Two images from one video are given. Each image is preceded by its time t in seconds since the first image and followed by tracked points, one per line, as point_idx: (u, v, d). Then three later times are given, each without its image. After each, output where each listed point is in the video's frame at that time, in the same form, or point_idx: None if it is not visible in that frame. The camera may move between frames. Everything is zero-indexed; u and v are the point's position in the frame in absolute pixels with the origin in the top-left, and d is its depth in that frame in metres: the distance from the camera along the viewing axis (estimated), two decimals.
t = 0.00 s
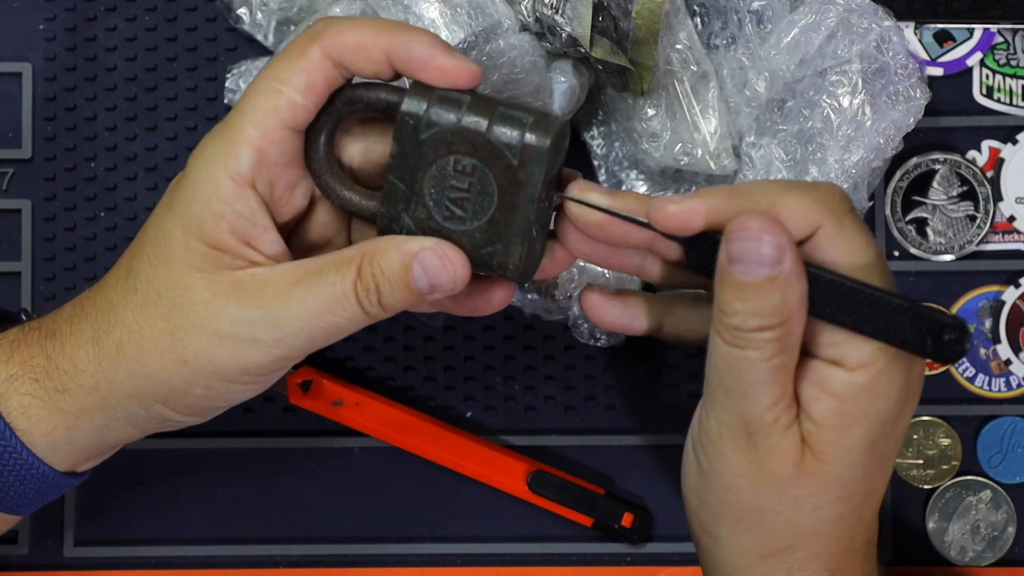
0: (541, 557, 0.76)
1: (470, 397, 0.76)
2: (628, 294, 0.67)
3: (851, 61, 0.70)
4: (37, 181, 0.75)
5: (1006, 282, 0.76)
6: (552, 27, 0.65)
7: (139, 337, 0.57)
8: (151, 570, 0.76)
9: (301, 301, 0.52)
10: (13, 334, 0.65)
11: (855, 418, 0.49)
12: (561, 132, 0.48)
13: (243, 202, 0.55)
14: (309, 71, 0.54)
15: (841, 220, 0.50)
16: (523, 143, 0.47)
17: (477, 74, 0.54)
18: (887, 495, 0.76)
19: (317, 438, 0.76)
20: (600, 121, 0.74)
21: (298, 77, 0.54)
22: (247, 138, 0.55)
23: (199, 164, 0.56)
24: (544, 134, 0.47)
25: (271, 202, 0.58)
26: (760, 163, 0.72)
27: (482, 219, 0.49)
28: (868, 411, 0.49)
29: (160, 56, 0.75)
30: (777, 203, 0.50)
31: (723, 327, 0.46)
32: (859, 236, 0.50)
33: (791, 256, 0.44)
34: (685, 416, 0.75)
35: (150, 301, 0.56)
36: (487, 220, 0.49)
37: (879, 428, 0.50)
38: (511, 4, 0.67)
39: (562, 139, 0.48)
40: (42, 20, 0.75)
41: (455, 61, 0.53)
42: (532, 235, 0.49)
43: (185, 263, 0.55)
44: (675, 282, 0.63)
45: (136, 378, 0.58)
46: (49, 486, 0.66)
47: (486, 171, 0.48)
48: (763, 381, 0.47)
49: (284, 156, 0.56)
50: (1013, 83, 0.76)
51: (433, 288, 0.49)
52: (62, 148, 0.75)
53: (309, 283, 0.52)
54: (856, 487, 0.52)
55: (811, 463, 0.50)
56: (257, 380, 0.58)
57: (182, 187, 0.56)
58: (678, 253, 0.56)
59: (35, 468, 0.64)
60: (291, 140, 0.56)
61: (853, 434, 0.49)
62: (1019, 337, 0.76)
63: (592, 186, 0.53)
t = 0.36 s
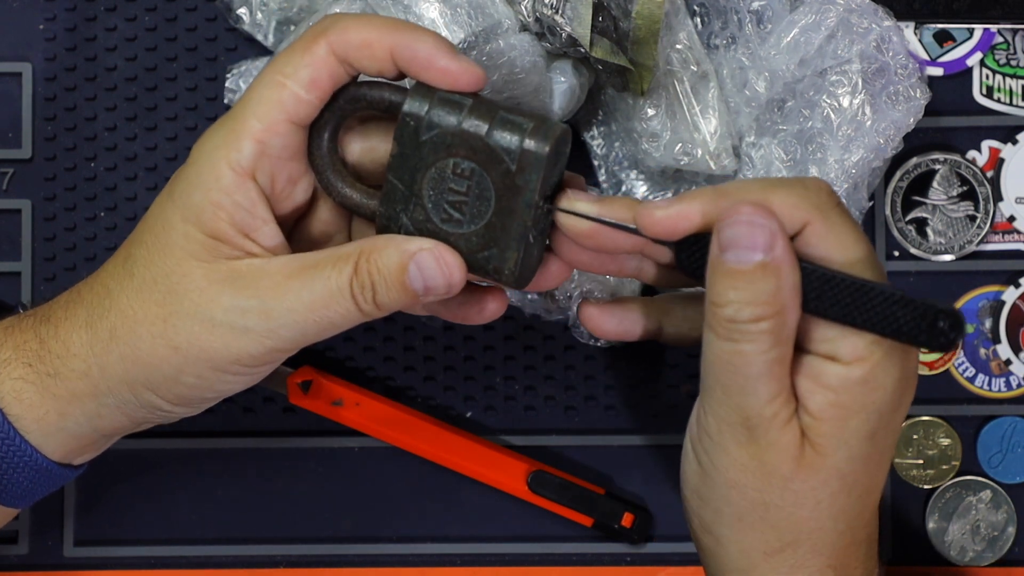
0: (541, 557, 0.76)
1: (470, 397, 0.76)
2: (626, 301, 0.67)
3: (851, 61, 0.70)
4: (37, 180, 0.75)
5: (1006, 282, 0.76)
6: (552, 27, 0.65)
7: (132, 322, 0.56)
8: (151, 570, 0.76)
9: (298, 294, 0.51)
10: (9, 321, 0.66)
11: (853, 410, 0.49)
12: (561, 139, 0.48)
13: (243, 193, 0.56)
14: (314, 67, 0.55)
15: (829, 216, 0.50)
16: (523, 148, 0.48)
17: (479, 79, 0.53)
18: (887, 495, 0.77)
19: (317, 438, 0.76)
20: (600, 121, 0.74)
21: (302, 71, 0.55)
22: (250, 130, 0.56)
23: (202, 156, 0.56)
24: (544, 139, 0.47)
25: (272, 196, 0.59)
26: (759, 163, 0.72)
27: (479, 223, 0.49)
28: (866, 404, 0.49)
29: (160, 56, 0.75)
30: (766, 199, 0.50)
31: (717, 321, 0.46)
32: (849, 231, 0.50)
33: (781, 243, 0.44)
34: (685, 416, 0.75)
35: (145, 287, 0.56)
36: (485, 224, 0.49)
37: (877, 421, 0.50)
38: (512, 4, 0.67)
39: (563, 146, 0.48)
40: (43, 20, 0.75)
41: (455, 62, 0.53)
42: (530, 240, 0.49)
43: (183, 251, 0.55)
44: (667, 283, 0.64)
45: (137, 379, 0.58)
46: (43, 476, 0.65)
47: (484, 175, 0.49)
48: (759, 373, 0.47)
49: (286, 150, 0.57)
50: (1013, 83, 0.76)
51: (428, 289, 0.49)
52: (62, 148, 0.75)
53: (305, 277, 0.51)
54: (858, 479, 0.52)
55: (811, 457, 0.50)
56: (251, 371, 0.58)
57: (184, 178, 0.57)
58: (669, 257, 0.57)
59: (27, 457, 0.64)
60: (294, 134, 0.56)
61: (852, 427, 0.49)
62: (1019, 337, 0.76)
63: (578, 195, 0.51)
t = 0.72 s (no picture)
0: (541, 557, 0.76)
1: (470, 397, 0.76)
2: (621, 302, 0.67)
3: (851, 61, 0.70)
4: (37, 181, 0.75)
5: (1006, 283, 0.76)
6: (552, 27, 0.65)
7: (132, 319, 0.56)
8: (151, 570, 0.76)
9: (299, 292, 0.51)
10: (8, 319, 0.66)
11: (840, 422, 0.49)
12: (561, 138, 0.48)
13: (248, 193, 0.56)
14: (317, 67, 0.55)
15: (816, 231, 0.49)
16: (523, 148, 0.47)
17: (482, 79, 0.53)
18: (887, 494, 0.77)
19: (317, 438, 0.76)
20: (600, 121, 0.74)
21: (305, 71, 0.55)
22: (253, 132, 0.55)
23: (206, 155, 0.56)
24: (543, 138, 0.47)
25: (276, 196, 0.59)
26: (759, 163, 0.72)
27: (479, 222, 0.49)
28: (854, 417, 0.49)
29: (160, 56, 0.75)
30: (753, 212, 0.49)
31: (702, 332, 0.46)
32: (838, 245, 0.49)
33: (764, 259, 0.44)
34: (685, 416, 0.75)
35: (146, 285, 0.56)
36: (486, 223, 0.49)
37: (864, 434, 0.50)
38: (512, 4, 0.67)
39: (563, 145, 0.48)
40: (42, 20, 0.75)
41: (457, 62, 0.53)
42: (530, 238, 0.49)
43: (186, 249, 0.55)
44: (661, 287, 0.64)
45: (139, 380, 0.58)
46: (43, 475, 0.65)
47: (485, 175, 0.48)
48: (745, 386, 0.47)
49: (290, 150, 0.57)
50: (1013, 83, 0.76)
51: (429, 289, 0.50)
52: (62, 148, 0.75)
53: (307, 275, 0.51)
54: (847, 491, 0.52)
55: (799, 467, 0.50)
56: (253, 369, 0.58)
57: (188, 177, 0.57)
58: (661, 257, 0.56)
59: (26, 454, 0.64)
60: (297, 135, 0.56)
61: (841, 439, 0.50)
62: (1019, 337, 0.76)
63: (579, 192, 0.51)
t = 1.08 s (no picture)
0: (541, 557, 0.76)
1: (470, 397, 0.76)
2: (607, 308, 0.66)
3: (851, 61, 0.70)
4: (37, 180, 0.75)
5: (1006, 282, 0.76)
6: (552, 27, 0.65)
7: (123, 309, 0.56)
8: (151, 570, 0.76)
9: (288, 289, 0.51)
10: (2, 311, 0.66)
11: (828, 448, 0.49)
12: (551, 141, 0.48)
13: (242, 187, 0.56)
14: (315, 65, 0.56)
15: (808, 258, 0.49)
16: (511, 151, 0.47)
17: (476, 83, 0.53)
18: (888, 494, 0.77)
19: (317, 438, 0.76)
20: (600, 121, 0.74)
21: (304, 69, 0.56)
22: (251, 128, 0.56)
23: (205, 149, 0.57)
24: (533, 141, 0.47)
25: (272, 195, 0.59)
26: (759, 163, 0.72)
27: (471, 224, 0.49)
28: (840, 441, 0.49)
29: (160, 56, 0.75)
30: (743, 238, 0.48)
31: (690, 360, 0.46)
32: (830, 274, 0.49)
33: (751, 288, 0.44)
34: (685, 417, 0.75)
35: (139, 277, 0.56)
36: (475, 226, 0.49)
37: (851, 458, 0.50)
38: (512, 4, 0.67)
39: (553, 150, 0.48)
40: (42, 20, 0.75)
41: (455, 63, 0.53)
42: (519, 243, 0.49)
43: (182, 242, 0.55)
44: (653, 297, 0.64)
45: (132, 376, 0.58)
46: (40, 471, 0.65)
47: (474, 176, 0.48)
48: (733, 412, 0.47)
49: (286, 147, 0.57)
50: (1013, 83, 0.76)
51: (416, 293, 0.49)
52: (62, 148, 0.75)
53: (297, 274, 0.51)
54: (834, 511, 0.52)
55: (786, 491, 0.50)
56: (243, 364, 0.58)
57: (187, 171, 0.57)
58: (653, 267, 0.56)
59: (21, 449, 0.64)
60: (294, 132, 0.57)
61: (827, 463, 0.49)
62: (1019, 337, 0.76)
63: (573, 203, 0.50)
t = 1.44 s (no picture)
0: (541, 557, 0.76)
1: (470, 397, 0.76)
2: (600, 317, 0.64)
3: (851, 61, 0.70)
4: (37, 181, 0.75)
5: (1006, 282, 0.76)
6: (552, 27, 0.65)
7: (106, 265, 0.57)
8: (151, 570, 0.76)
9: (264, 247, 0.51)
10: None
11: (795, 448, 0.49)
12: (524, 109, 0.47)
13: (229, 150, 0.58)
14: (307, 38, 0.57)
15: (763, 251, 0.47)
16: (483, 118, 0.46)
17: (457, 57, 0.54)
18: (888, 495, 0.76)
19: (317, 438, 0.76)
20: (600, 121, 0.74)
21: (295, 40, 0.57)
22: (242, 95, 0.58)
23: (199, 117, 0.59)
24: (507, 110, 0.46)
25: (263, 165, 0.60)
26: (759, 163, 0.72)
27: (447, 192, 0.49)
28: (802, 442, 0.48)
29: (160, 56, 0.75)
30: (696, 228, 0.46)
31: (646, 367, 0.47)
32: (785, 270, 0.47)
33: (694, 289, 0.44)
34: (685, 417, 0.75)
35: (123, 232, 0.57)
36: (452, 194, 0.49)
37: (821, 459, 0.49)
38: (512, 4, 0.67)
39: (526, 117, 0.47)
40: (42, 20, 0.75)
41: (442, 37, 0.54)
42: (494, 212, 0.48)
43: (170, 200, 0.56)
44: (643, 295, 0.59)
45: (112, 335, 0.58)
46: (40, 461, 0.65)
47: (449, 144, 0.48)
48: (693, 416, 0.47)
49: (278, 116, 0.59)
50: (1013, 83, 0.76)
51: (398, 258, 0.49)
52: (62, 148, 0.75)
53: (276, 232, 0.51)
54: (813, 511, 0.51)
55: (759, 495, 0.50)
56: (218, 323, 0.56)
57: (183, 138, 0.59)
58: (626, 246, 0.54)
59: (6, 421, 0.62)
60: (285, 102, 0.59)
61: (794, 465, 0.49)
62: (1019, 337, 0.76)
63: (547, 177, 0.48)
